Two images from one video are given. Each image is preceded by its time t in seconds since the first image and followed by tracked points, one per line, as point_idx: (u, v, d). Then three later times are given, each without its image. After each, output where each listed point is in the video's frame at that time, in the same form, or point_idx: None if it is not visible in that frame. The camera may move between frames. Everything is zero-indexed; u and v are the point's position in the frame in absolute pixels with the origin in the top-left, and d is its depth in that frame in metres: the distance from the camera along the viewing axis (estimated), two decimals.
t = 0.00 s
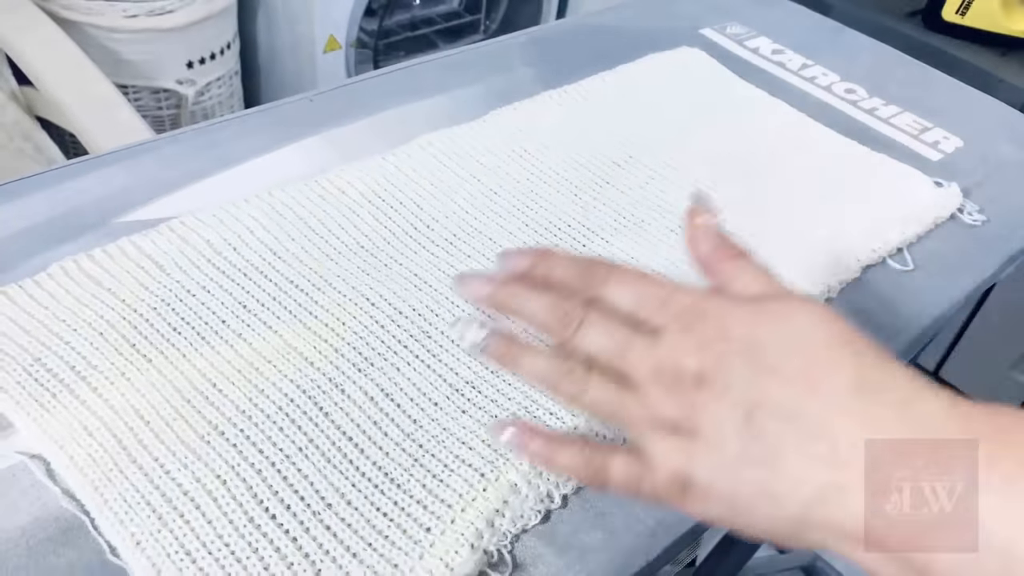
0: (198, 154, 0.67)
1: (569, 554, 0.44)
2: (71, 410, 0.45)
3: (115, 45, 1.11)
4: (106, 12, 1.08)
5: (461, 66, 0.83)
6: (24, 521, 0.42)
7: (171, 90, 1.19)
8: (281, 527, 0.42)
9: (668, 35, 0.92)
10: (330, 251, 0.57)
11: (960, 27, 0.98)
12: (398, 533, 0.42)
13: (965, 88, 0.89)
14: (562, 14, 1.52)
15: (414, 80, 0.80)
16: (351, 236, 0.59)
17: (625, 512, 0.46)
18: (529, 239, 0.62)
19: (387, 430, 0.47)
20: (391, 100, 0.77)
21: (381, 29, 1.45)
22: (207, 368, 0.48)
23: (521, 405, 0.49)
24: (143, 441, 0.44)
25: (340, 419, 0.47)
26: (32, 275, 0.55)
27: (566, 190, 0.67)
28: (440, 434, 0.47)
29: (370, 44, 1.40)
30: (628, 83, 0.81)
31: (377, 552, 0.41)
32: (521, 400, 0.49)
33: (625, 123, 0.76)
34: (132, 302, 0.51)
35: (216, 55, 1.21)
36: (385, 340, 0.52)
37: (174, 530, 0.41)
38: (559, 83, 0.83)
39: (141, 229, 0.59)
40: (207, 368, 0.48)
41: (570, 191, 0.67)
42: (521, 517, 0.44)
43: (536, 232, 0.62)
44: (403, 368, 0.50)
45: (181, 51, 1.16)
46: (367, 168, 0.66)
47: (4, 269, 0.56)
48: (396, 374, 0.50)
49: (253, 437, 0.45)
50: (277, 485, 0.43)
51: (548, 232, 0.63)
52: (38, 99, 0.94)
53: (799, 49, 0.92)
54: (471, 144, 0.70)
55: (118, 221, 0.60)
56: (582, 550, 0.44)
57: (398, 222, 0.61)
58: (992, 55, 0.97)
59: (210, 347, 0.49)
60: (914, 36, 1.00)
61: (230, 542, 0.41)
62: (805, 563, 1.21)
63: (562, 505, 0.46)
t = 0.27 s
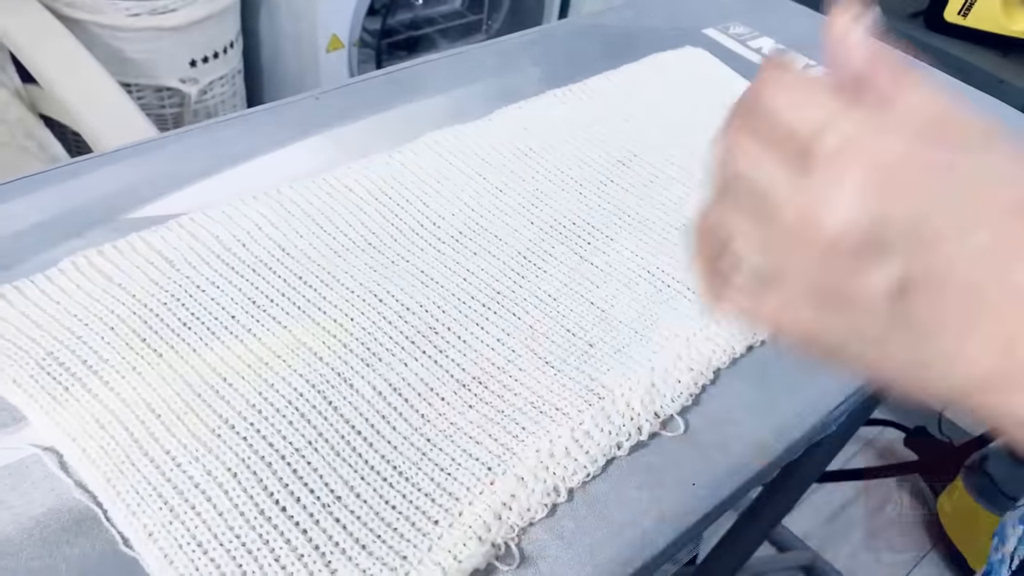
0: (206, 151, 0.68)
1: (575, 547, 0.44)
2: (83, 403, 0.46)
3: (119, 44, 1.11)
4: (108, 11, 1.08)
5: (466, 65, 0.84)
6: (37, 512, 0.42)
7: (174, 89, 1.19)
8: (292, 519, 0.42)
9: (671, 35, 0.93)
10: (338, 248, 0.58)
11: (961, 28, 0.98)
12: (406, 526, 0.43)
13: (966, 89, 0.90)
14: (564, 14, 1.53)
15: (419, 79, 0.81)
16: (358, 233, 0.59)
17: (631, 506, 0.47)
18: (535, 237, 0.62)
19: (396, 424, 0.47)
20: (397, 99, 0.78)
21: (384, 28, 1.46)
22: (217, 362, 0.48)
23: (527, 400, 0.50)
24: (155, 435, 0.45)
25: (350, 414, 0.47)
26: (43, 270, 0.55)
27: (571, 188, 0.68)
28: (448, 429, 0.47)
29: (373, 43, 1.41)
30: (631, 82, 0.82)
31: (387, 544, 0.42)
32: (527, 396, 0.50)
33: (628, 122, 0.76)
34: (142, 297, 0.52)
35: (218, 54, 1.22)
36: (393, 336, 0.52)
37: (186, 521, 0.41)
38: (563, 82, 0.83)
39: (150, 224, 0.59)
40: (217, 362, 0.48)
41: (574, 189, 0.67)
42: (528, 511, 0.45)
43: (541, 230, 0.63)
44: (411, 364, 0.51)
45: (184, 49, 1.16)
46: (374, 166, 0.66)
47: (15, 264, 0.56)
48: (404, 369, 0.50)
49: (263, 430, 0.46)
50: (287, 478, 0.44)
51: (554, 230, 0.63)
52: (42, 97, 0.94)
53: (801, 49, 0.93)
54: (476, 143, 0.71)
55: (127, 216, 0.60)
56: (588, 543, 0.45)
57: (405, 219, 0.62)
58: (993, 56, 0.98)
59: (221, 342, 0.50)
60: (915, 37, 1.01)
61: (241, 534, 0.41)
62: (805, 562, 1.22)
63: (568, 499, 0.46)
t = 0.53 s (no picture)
0: (216, 150, 0.68)
1: (586, 546, 0.45)
2: (97, 400, 0.46)
3: (126, 43, 1.11)
4: (114, 10, 1.08)
5: (474, 65, 0.84)
6: (53, 509, 0.43)
7: (180, 88, 1.20)
8: (306, 517, 0.42)
9: (677, 36, 0.93)
10: (349, 247, 0.58)
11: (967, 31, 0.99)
12: (419, 524, 0.43)
13: (973, 91, 0.90)
14: (569, 15, 1.53)
15: (428, 79, 0.81)
16: (369, 232, 0.60)
17: (640, 506, 0.47)
18: (544, 237, 0.62)
19: (408, 423, 0.47)
20: (406, 98, 0.78)
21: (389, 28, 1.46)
22: (231, 361, 0.49)
23: (538, 400, 0.50)
24: (169, 432, 0.45)
25: (362, 412, 0.47)
26: (56, 268, 0.55)
27: (580, 188, 0.68)
28: (460, 428, 0.48)
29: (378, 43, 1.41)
30: (638, 83, 0.82)
31: (400, 542, 0.42)
32: (538, 395, 0.50)
33: (635, 123, 0.76)
34: (156, 295, 0.52)
35: (224, 53, 1.22)
36: (405, 336, 0.52)
37: (201, 519, 0.42)
38: (571, 83, 0.84)
39: (162, 223, 0.60)
40: (231, 361, 0.49)
41: (583, 190, 0.68)
42: (540, 509, 0.45)
43: (551, 230, 0.63)
44: (423, 363, 0.51)
45: (190, 48, 1.16)
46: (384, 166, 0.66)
47: (28, 262, 0.56)
48: (415, 369, 0.50)
49: (276, 429, 0.46)
50: (301, 476, 0.44)
51: (563, 230, 0.63)
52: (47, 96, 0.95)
53: (808, 51, 0.93)
54: (485, 143, 0.71)
55: (139, 215, 0.61)
56: (599, 542, 0.45)
57: (416, 219, 0.62)
58: (1000, 59, 0.98)
59: (234, 340, 0.50)
60: (921, 38, 1.01)
61: (255, 532, 0.42)
62: (807, 563, 1.22)
63: (579, 499, 0.47)
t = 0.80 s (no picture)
0: (222, 148, 0.68)
1: (591, 544, 0.45)
2: (104, 396, 0.46)
3: (131, 40, 1.11)
4: (119, 7, 1.08)
5: (480, 64, 0.84)
6: (61, 505, 0.43)
7: (184, 85, 1.20)
8: (312, 515, 0.43)
9: (682, 36, 0.93)
10: (355, 245, 0.58)
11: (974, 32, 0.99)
12: (426, 523, 0.43)
13: (979, 93, 0.90)
14: (573, 14, 1.53)
15: (433, 78, 0.81)
16: (375, 231, 0.60)
17: (646, 505, 0.47)
18: (550, 236, 0.63)
19: (414, 422, 0.48)
20: (412, 97, 0.78)
21: (393, 27, 1.46)
22: (238, 359, 0.49)
23: (544, 399, 0.50)
24: (177, 429, 0.45)
25: (369, 411, 0.47)
26: (64, 265, 0.56)
27: (585, 188, 0.68)
28: (466, 426, 0.48)
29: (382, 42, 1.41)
30: (644, 83, 0.82)
31: (406, 541, 0.42)
32: (544, 395, 0.50)
33: (641, 122, 0.76)
34: (163, 293, 0.52)
35: (228, 51, 1.22)
36: (411, 334, 0.52)
37: (208, 516, 0.42)
38: (576, 82, 0.84)
39: (168, 221, 0.60)
40: (238, 358, 0.49)
41: (588, 189, 0.68)
42: (546, 508, 0.45)
43: (556, 230, 0.63)
44: (429, 361, 0.51)
45: (194, 46, 1.16)
46: (390, 164, 0.67)
47: (35, 258, 0.56)
48: (421, 367, 0.51)
49: (283, 426, 0.46)
50: (307, 474, 0.44)
51: (568, 230, 0.63)
52: (52, 92, 0.95)
53: (813, 52, 0.93)
54: (491, 142, 0.71)
55: (145, 213, 0.61)
56: (604, 540, 0.45)
57: (422, 217, 0.62)
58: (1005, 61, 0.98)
59: (240, 338, 0.50)
60: (927, 40, 1.01)
61: (263, 529, 0.42)
62: (808, 564, 1.22)
63: (584, 498, 0.47)
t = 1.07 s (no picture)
0: (222, 138, 0.68)
1: (586, 532, 0.45)
2: (102, 381, 0.46)
3: (133, 33, 1.12)
4: None
5: (480, 57, 0.84)
6: (58, 488, 0.43)
7: (186, 78, 1.20)
8: (307, 500, 0.43)
9: (683, 31, 0.93)
10: (354, 235, 0.58)
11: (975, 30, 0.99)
12: (420, 509, 0.43)
13: (979, 90, 0.90)
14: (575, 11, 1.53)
15: (433, 70, 0.81)
16: (374, 221, 0.60)
17: (640, 494, 0.47)
18: (548, 228, 0.63)
19: (410, 409, 0.48)
20: (412, 89, 0.78)
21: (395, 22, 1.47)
22: (235, 346, 0.49)
23: (540, 388, 0.50)
24: (173, 414, 0.45)
25: (365, 398, 0.48)
26: (64, 251, 0.56)
27: (584, 181, 0.68)
28: (461, 415, 0.48)
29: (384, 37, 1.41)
30: (644, 77, 0.82)
31: (401, 526, 0.42)
32: (540, 384, 0.51)
33: (641, 116, 0.76)
34: (161, 280, 0.52)
35: (230, 45, 1.22)
36: (408, 323, 0.53)
37: (203, 500, 0.42)
38: (577, 76, 0.84)
39: (168, 209, 0.60)
40: (235, 345, 0.49)
41: (587, 182, 0.68)
42: (540, 496, 0.45)
43: (554, 221, 0.63)
44: (425, 350, 0.51)
45: (196, 40, 1.17)
46: (389, 155, 0.67)
47: (35, 245, 0.57)
48: (418, 355, 0.51)
49: (279, 412, 0.46)
50: (303, 460, 0.44)
51: (566, 221, 0.64)
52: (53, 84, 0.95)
53: (814, 48, 0.93)
54: (491, 134, 0.71)
55: (145, 201, 0.61)
56: (598, 528, 0.45)
57: (420, 208, 0.62)
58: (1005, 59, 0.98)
59: (238, 325, 0.50)
60: (927, 37, 1.01)
61: (258, 513, 0.42)
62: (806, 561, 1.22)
63: (579, 486, 0.47)
